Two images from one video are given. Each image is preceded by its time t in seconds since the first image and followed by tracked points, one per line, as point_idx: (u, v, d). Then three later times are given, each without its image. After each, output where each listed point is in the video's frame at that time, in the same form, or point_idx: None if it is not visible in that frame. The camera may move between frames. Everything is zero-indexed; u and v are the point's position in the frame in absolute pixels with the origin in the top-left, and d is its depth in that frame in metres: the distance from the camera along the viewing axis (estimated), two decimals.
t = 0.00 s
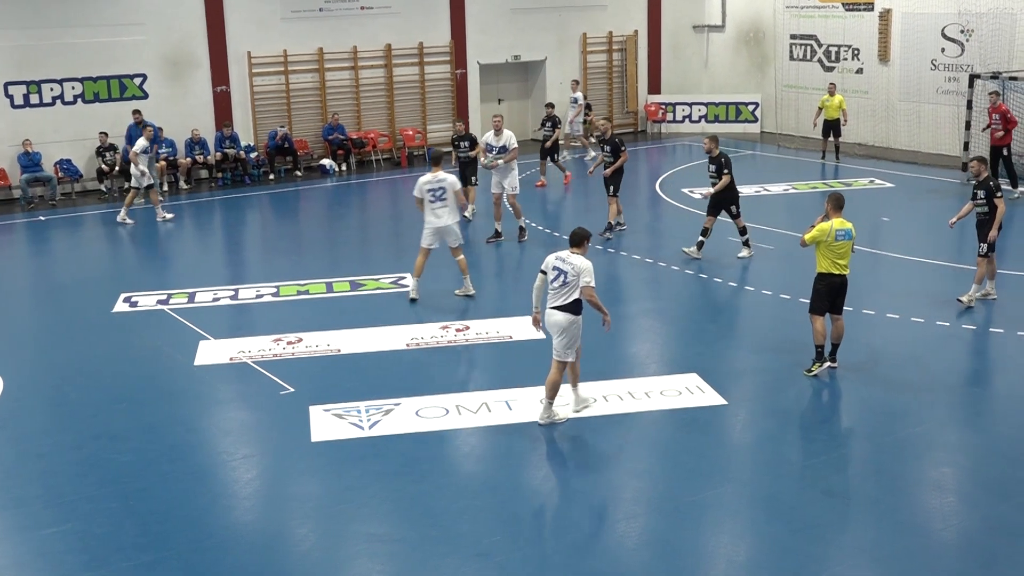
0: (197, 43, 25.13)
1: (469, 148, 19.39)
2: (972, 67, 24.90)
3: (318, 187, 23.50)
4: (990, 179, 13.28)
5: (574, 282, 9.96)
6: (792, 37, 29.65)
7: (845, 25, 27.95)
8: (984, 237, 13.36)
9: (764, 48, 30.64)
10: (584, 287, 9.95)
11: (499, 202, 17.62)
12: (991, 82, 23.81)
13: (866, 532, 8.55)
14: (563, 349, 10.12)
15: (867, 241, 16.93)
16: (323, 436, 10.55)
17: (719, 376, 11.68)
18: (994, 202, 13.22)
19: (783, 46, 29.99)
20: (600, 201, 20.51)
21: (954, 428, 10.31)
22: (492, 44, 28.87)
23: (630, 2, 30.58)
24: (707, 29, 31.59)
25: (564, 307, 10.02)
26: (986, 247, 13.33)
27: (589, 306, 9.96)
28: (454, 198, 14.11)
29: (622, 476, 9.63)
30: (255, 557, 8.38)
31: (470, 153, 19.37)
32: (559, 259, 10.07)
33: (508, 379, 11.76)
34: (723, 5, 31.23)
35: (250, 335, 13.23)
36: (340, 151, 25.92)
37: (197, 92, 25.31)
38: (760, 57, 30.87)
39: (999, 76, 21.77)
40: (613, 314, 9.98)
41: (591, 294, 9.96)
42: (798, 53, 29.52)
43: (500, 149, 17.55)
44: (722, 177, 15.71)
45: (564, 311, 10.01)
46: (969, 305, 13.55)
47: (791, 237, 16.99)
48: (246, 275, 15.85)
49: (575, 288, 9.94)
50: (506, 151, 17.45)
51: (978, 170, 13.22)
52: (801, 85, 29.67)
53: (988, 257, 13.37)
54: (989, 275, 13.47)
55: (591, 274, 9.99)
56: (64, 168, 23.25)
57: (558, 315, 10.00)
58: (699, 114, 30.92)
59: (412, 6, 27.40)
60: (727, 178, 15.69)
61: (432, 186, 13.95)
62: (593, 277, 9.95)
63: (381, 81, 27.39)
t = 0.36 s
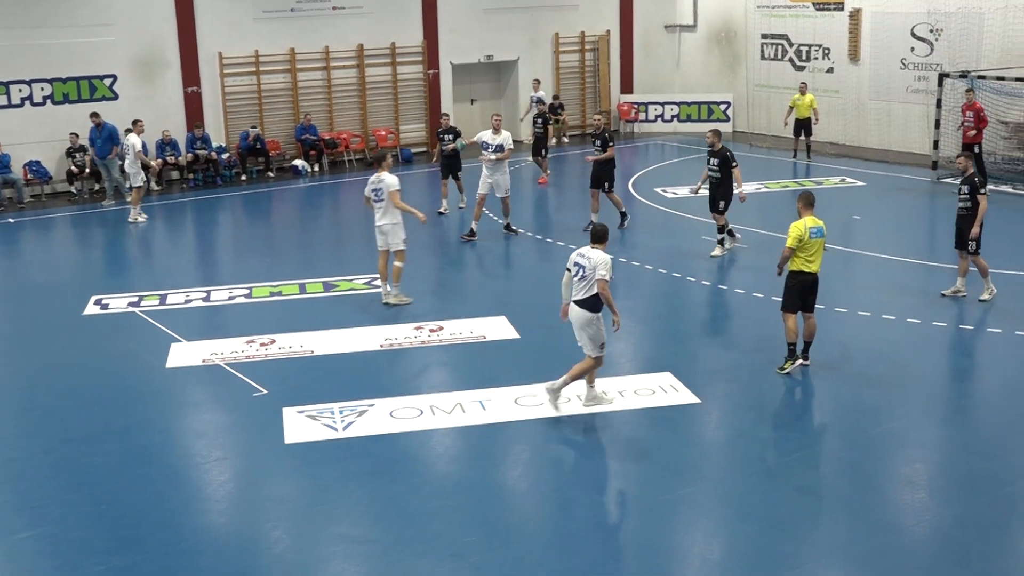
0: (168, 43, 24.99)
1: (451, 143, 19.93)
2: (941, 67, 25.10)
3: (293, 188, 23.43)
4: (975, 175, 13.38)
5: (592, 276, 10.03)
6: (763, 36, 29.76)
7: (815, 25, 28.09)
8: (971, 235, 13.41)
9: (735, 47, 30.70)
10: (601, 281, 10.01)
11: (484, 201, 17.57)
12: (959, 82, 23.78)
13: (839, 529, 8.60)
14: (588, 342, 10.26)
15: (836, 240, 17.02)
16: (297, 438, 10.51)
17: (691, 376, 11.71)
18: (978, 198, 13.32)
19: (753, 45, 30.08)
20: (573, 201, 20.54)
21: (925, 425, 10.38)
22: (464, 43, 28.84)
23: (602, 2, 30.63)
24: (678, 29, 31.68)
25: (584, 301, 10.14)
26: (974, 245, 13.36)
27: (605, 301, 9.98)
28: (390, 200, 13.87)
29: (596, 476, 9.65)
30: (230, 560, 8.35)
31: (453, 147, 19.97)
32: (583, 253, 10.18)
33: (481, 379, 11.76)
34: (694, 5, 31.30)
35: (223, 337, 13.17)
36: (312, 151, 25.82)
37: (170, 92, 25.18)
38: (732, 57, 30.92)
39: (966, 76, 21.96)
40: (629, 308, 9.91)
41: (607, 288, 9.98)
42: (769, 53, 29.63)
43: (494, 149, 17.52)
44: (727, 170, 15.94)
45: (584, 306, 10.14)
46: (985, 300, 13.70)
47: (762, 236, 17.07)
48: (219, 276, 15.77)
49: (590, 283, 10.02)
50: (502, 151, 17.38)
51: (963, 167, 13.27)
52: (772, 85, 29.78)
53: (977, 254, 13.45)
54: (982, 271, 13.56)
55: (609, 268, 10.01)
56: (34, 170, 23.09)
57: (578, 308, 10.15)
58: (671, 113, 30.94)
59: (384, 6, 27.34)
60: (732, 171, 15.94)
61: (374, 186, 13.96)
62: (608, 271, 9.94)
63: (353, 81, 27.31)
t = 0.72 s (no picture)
0: (149, 44, 24.89)
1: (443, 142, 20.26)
2: (921, 68, 25.25)
3: (275, 189, 23.37)
4: (975, 177, 13.43)
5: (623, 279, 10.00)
6: (744, 38, 29.83)
7: (796, 26, 28.19)
8: (966, 236, 13.59)
9: (717, 48, 30.75)
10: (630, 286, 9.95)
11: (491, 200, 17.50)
12: (939, 82, 23.91)
13: (821, 528, 8.64)
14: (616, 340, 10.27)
15: (816, 241, 17.09)
16: (279, 439, 10.47)
17: (673, 376, 11.75)
18: (974, 200, 13.44)
19: (735, 47, 30.15)
20: (555, 202, 20.57)
21: (905, 424, 10.45)
22: (446, 44, 28.83)
23: (583, 3, 30.65)
24: (660, 30, 31.77)
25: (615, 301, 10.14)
26: (970, 245, 13.56)
27: (631, 306, 9.94)
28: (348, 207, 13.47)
29: (579, 476, 9.66)
30: (213, 562, 8.32)
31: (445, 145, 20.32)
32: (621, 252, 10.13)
33: (464, 380, 11.76)
34: (675, 6, 31.36)
35: (205, 338, 13.12)
36: (294, 153, 25.77)
37: (152, 93, 25.09)
38: (713, 58, 30.92)
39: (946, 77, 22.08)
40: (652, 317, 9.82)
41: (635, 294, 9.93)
42: (750, 54, 29.70)
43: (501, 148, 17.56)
44: (733, 168, 15.96)
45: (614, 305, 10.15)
46: (971, 300, 13.77)
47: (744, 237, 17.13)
48: (201, 278, 15.71)
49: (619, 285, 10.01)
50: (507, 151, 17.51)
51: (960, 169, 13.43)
52: (753, 86, 29.86)
53: (972, 254, 13.62)
54: (976, 272, 13.68)
55: (640, 275, 9.92)
56: (14, 170, 22.97)
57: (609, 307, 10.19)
58: (654, 115, 31.22)
59: (365, 8, 27.30)
60: (738, 168, 15.99)
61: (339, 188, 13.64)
62: (637, 278, 9.86)
63: (335, 83, 27.27)
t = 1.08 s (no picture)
0: (144, 44, 24.87)
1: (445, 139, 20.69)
2: (916, 68, 25.28)
3: (271, 189, 23.35)
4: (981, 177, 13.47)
5: (680, 275, 10.13)
6: (739, 38, 29.84)
7: (791, 27, 28.21)
8: (967, 236, 13.65)
9: (712, 49, 30.78)
10: (690, 281, 10.11)
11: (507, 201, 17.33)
12: (934, 82, 23.96)
13: (817, 528, 8.65)
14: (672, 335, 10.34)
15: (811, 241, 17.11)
16: (275, 439, 10.47)
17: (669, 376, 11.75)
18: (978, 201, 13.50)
19: (730, 47, 30.16)
20: (550, 202, 20.58)
21: (900, 424, 10.47)
22: (442, 44, 28.82)
23: (579, 3, 30.66)
24: (655, 31, 31.81)
25: (671, 298, 10.24)
26: (970, 244, 13.64)
27: (695, 300, 10.12)
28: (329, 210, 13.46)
29: (575, 476, 9.66)
30: (209, 562, 8.32)
31: (447, 143, 20.74)
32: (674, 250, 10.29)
33: (460, 381, 11.76)
34: (671, 6, 31.37)
35: (200, 339, 13.11)
36: (290, 153, 25.77)
37: (147, 93, 25.06)
38: (709, 58, 30.96)
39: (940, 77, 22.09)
40: (720, 307, 10.03)
41: (698, 288, 10.10)
42: (746, 54, 29.71)
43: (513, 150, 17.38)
44: (757, 169, 16.12)
45: (670, 302, 10.24)
46: (965, 300, 13.81)
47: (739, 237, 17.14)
48: (197, 278, 15.70)
49: (678, 281, 10.12)
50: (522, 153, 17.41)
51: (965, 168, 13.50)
52: (749, 86, 29.87)
53: (969, 255, 13.71)
54: (972, 273, 13.70)
55: (699, 269, 10.11)
56: (8, 170, 22.89)
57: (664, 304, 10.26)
58: (649, 115, 31.23)
59: (361, 8, 27.28)
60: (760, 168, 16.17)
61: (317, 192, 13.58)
62: (698, 272, 10.05)
63: (331, 83, 27.26)
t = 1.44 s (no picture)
0: (143, 44, 24.85)
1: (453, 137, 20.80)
2: (914, 69, 25.30)
3: (270, 189, 23.35)
4: (982, 176, 13.54)
5: (740, 276, 10.21)
6: (738, 38, 29.87)
7: (790, 27, 28.23)
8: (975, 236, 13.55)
9: (711, 49, 30.81)
10: (750, 279, 10.19)
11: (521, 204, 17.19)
12: (932, 83, 23.99)
13: (816, 529, 8.65)
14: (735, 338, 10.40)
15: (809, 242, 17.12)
16: (274, 439, 10.47)
17: (668, 376, 11.76)
18: (985, 199, 13.50)
19: (729, 47, 30.17)
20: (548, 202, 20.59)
21: (899, 423, 10.48)
22: (441, 45, 28.82)
23: (578, 3, 30.66)
24: (654, 31, 31.80)
25: (734, 300, 10.29)
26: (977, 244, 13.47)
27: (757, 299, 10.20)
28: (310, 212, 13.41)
29: (575, 476, 9.67)
30: (208, 562, 8.32)
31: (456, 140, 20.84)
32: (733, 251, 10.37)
33: (458, 381, 11.75)
34: (670, 7, 31.40)
35: (199, 339, 13.11)
36: (288, 153, 25.82)
37: (146, 93, 25.05)
38: (708, 58, 31.00)
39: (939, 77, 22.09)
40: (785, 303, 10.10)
41: (759, 287, 10.20)
42: (744, 54, 29.73)
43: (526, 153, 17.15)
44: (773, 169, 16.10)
45: (733, 304, 10.28)
46: (960, 300, 13.85)
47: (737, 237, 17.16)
48: (195, 278, 15.69)
49: (739, 282, 10.19)
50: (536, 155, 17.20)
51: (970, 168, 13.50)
52: (748, 86, 29.88)
53: (979, 255, 13.56)
54: (978, 273, 13.60)
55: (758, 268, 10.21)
56: (7, 170, 22.85)
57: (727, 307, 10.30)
58: (648, 115, 31.24)
59: (360, 8, 27.28)
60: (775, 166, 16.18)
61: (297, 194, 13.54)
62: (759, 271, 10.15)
63: (329, 83, 27.26)
